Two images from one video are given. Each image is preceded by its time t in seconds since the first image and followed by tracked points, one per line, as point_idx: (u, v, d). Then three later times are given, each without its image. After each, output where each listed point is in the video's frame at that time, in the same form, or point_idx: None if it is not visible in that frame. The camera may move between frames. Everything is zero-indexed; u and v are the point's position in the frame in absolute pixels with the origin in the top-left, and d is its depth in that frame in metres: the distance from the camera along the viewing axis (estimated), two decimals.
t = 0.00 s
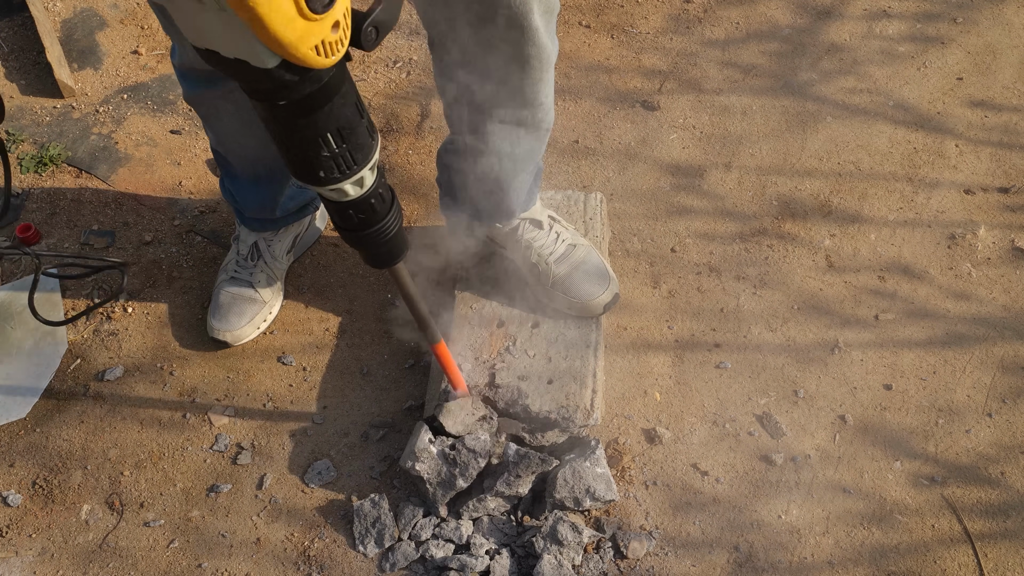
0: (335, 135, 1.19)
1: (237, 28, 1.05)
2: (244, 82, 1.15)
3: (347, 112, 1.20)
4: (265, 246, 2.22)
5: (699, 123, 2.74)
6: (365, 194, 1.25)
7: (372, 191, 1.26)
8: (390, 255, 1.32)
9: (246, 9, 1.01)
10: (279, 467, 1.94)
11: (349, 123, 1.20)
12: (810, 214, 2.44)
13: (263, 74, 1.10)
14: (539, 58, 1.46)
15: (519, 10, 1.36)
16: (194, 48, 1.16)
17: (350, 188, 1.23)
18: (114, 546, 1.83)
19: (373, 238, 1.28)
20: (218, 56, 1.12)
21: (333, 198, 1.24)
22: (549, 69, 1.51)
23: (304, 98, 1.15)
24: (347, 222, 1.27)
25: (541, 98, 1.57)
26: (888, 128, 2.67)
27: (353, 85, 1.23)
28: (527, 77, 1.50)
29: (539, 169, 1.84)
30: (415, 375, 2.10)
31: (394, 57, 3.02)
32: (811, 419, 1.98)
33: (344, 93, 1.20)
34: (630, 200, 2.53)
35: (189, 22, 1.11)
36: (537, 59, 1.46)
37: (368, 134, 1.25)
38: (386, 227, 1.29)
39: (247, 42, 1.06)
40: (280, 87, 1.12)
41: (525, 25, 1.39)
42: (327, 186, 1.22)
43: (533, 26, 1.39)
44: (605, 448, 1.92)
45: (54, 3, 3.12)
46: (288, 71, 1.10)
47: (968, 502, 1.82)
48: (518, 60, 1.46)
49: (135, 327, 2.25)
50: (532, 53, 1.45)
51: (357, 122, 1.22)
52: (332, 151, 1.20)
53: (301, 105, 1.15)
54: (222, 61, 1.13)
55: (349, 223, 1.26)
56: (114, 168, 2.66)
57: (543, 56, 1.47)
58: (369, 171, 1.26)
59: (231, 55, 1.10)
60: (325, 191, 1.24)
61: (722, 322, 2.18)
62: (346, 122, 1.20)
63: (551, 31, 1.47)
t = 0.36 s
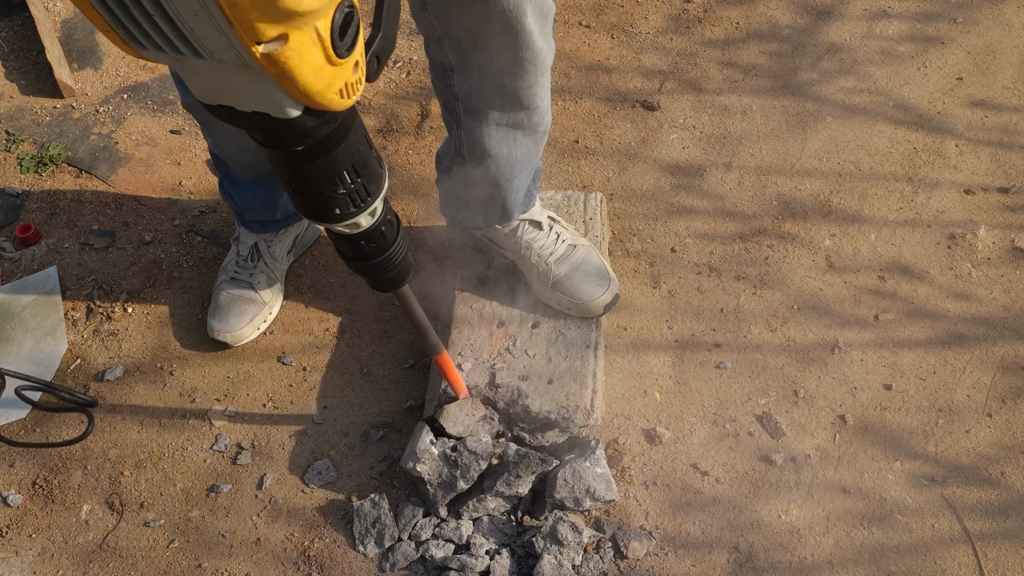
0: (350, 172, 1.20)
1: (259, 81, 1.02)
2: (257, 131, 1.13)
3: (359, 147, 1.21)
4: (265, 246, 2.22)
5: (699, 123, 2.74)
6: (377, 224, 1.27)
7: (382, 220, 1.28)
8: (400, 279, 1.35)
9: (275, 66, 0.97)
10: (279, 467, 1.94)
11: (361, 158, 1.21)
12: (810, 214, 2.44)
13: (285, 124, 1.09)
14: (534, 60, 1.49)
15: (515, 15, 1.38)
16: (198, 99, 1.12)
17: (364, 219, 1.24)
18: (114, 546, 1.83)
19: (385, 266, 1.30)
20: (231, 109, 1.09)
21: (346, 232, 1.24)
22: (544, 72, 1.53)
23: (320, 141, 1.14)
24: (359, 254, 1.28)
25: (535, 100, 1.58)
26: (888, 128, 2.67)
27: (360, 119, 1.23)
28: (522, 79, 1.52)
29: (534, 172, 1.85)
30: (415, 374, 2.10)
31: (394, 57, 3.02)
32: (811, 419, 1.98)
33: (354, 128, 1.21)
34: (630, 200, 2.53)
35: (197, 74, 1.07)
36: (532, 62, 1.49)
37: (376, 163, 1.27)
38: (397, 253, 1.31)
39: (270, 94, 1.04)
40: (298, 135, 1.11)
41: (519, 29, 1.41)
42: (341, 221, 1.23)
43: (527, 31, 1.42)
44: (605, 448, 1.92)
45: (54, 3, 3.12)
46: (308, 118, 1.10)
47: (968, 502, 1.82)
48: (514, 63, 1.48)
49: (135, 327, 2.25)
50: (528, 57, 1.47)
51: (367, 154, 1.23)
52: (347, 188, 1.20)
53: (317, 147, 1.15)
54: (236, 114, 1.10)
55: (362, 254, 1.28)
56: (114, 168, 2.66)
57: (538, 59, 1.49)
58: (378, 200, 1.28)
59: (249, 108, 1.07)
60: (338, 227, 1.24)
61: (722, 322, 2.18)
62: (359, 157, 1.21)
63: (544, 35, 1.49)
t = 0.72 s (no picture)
0: (358, 160, 1.20)
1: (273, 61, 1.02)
2: (268, 115, 1.12)
3: (367, 135, 1.21)
4: (265, 247, 2.22)
5: (699, 123, 2.74)
6: (383, 215, 1.27)
7: (387, 211, 1.28)
8: (403, 273, 1.34)
9: (291, 45, 0.96)
10: (279, 467, 1.94)
11: (368, 147, 1.21)
12: (810, 214, 2.44)
13: (297, 106, 1.09)
14: (539, 65, 1.49)
15: (521, 21, 1.39)
16: (212, 85, 1.12)
17: (370, 210, 1.24)
18: (114, 546, 1.83)
19: (389, 259, 1.29)
20: (244, 92, 1.09)
21: (352, 222, 1.24)
22: (548, 76, 1.54)
23: (329, 126, 1.14)
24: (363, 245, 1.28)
25: (540, 104, 1.59)
26: (888, 128, 2.67)
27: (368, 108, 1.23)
28: (526, 84, 1.53)
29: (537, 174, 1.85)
30: (415, 374, 2.10)
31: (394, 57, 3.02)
32: (811, 419, 1.98)
33: (363, 116, 1.21)
34: (630, 200, 2.53)
35: (212, 57, 1.07)
36: (537, 67, 1.49)
37: (384, 154, 1.27)
38: (401, 246, 1.31)
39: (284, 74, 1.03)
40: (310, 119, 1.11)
41: (525, 35, 1.41)
42: (348, 212, 1.22)
43: (533, 36, 1.42)
44: (605, 448, 1.92)
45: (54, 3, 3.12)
46: (320, 102, 1.10)
47: (968, 502, 1.82)
48: (518, 68, 1.49)
49: (135, 327, 2.25)
50: (533, 61, 1.48)
51: (375, 144, 1.23)
52: (355, 176, 1.20)
53: (326, 133, 1.14)
54: (248, 98, 1.10)
55: (367, 246, 1.27)
56: (114, 168, 2.66)
57: (543, 64, 1.49)
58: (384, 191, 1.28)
59: (262, 90, 1.07)
60: (344, 217, 1.23)
61: (722, 322, 2.18)
62: (366, 146, 1.21)
63: (549, 40, 1.50)
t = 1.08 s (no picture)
0: (354, 167, 1.20)
1: (266, 72, 1.02)
2: (264, 124, 1.13)
3: (363, 142, 1.22)
4: (265, 247, 2.22)
5: (699, 123, 2.74)
6: (380, 221, 1.27)
7: (384, 216, 1.28)
8: (401, 277, 1.34)
9: (282, 57, 0.97)
10: (279, 467, 1.94)
11: (365, 153, 1.22)
12: (810, 214, 2.44)
13: (290, 115, 1.09)
14: (538, 68, 1.49)
15: (519, 24, 1.39)
16: (207, 93, 1.12)
17: (367, 215, 1.24)
18: (114, 546, 1.83)
19: (387, 263, 1.29)
20: (238, 102, 1.09)
21: (349, 228, 1.24)
22: (547, 79, 1.54)
23: (324, 134, 1.15)
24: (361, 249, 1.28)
25: (539, 106, 1.59)
26: (888, 128, 2.67)
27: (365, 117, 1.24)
28: (525, 87, 1.53)
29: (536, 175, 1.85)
30: (415, 374, 2.09)
31: (394, 57, 3.02)
32: (811, 419, 1.98)
33: (359, 124, 1.21)
34: (630, 200, 2.53)
35: (205, 67, 1.07)
36: (535, 70, 1.50)
37: (381, 160, 1.27)
38: (398, 250, 1.31)
39: (276, 84, 1.04)
40: (304, 128, 1.11)
41: (524, 38, 1.42)
42: (345, 217, 1.22)
43: (532, 38, 1.42)
44: (605, 448, 1.92)
45: (54, 3, 3.12)
46: (314, 111, 1.10)
47: (968, 502, 1.82)
48: (517, 71, 1.49)
49: (135, 327, 2.25)
50: (531, 64, 1.48)
51: (372, 151, 1.24)
52: (351, 183, 1.20)
53: (321, 141, 1.15)
54: (243, 107, 1.10)
55: (365, 250, 1.27)
56: (114, 168, 2.66)
57: (542, 67, 1.50)
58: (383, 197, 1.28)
59: (255, 100, 1.07)
60: (341, 223, 1.24)
61: (722, 322, 2.18)
62: (363, 153, 1.21)
63: (548, 42, 1.50)
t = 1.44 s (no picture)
0: (369, 220, 1.21)
1: (280, 137, 1.03)
2: (282, 179, 1.13)
3: (379, 195, 1.22)
4: (265, 248, 2.22)
5: (699, 123, 2.74)
6: (394, 267, 1.29)
7: (398, 262, 1.30)
8: (413, 315, 1.39)
9: (296, 127, 0.98)
10: (279, 467, 1.94)
11: (380, 205, 1.22)
12: (810, 214, 2.44)
13: (306, 175, 1.09)
14: (533, 70, 1.49)
15: (513, 25, 1.39)
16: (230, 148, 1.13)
17: (381, 263, 1.27)
18: (114, 546, 1.83)
19: (399, 304, 1.34)
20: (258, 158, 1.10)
21: (364, 272, 1.27)
22: (543, 81, 1.54)
23: (340, 190, 1.15)
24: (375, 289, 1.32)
25: (535, 108, 1.59)
26: (888, 128, 2.67)
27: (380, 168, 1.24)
28: (520, 88, 1.53)
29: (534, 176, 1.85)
30: (415, 374, 2.09)
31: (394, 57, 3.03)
32: (811, 419, 1.98)
33: (374, 177, 1.21)
34: (630, 200, 2.53)
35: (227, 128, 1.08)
36: (531, 71, 1.49)
37: (395, 210, 1.28)
38: (411, 292, 1.35)
39: (292, 149, 1.04)
40: (321, 187, 1.12)
41: (518, 39, 1.42)
42: (360, 264, 1.25)
43: (526, 40, 1.42)
44: (605, 448, 1.92)
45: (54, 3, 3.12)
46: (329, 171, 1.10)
47: (968, 502, 1.82)
48: (512, 72, 1.49)
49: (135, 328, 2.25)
50: (526, 65, 1.48)
51: (386, 202, 1.24)
52: (366, 235, 1.22)
53: (337, 198, 1.15)
54: (263, 163, 1.11)
55: (379, 293, 1.32)
56: (114, 168, 2.66)
57: (537, 69, 1.49)
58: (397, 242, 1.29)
59: (273, 159, 1.08)
60: (357, 268, 1.26)
61: (722, 322, 2.18)
62: (377, 205, 1.22)
63: (542, 45, 1.50)
